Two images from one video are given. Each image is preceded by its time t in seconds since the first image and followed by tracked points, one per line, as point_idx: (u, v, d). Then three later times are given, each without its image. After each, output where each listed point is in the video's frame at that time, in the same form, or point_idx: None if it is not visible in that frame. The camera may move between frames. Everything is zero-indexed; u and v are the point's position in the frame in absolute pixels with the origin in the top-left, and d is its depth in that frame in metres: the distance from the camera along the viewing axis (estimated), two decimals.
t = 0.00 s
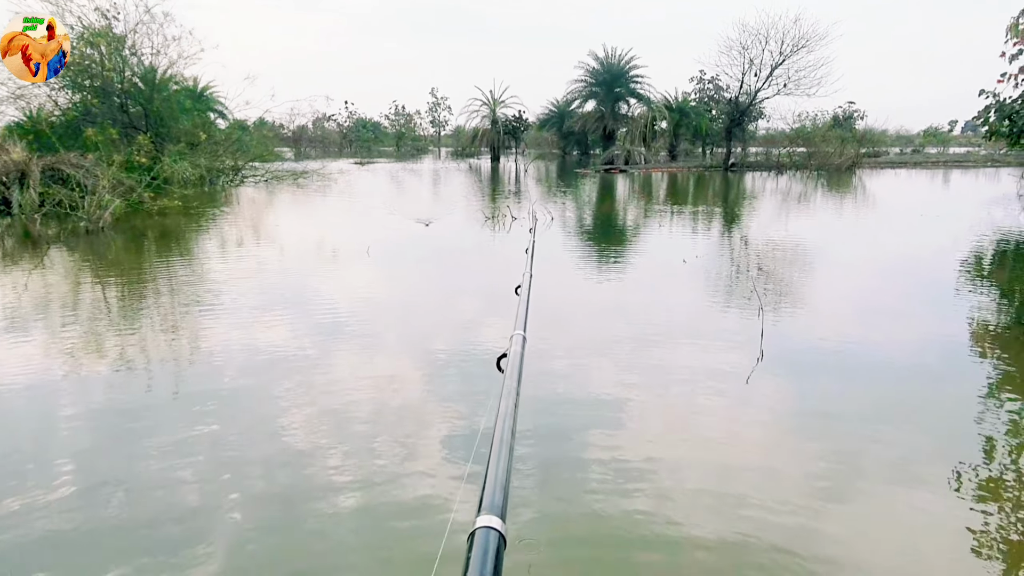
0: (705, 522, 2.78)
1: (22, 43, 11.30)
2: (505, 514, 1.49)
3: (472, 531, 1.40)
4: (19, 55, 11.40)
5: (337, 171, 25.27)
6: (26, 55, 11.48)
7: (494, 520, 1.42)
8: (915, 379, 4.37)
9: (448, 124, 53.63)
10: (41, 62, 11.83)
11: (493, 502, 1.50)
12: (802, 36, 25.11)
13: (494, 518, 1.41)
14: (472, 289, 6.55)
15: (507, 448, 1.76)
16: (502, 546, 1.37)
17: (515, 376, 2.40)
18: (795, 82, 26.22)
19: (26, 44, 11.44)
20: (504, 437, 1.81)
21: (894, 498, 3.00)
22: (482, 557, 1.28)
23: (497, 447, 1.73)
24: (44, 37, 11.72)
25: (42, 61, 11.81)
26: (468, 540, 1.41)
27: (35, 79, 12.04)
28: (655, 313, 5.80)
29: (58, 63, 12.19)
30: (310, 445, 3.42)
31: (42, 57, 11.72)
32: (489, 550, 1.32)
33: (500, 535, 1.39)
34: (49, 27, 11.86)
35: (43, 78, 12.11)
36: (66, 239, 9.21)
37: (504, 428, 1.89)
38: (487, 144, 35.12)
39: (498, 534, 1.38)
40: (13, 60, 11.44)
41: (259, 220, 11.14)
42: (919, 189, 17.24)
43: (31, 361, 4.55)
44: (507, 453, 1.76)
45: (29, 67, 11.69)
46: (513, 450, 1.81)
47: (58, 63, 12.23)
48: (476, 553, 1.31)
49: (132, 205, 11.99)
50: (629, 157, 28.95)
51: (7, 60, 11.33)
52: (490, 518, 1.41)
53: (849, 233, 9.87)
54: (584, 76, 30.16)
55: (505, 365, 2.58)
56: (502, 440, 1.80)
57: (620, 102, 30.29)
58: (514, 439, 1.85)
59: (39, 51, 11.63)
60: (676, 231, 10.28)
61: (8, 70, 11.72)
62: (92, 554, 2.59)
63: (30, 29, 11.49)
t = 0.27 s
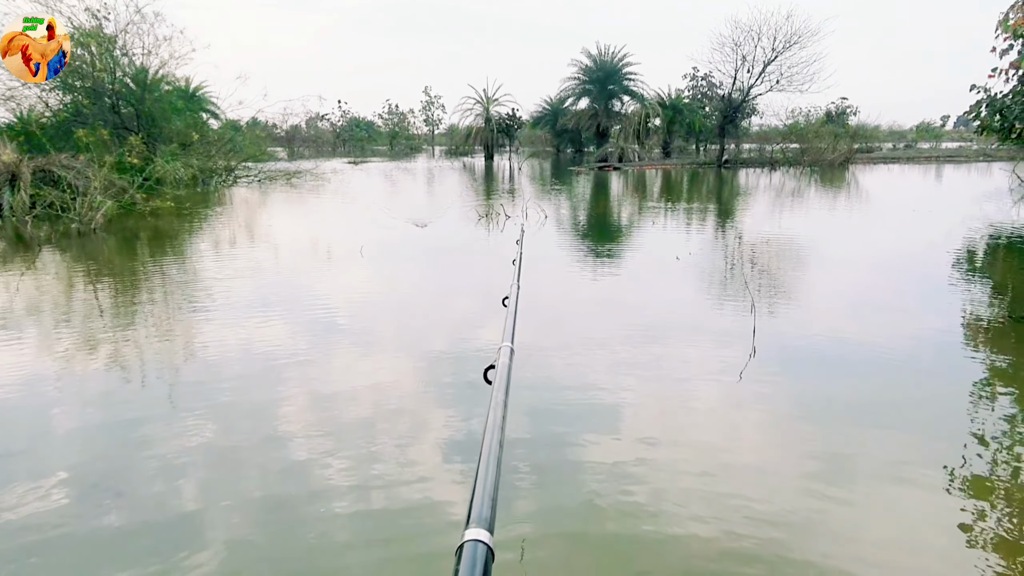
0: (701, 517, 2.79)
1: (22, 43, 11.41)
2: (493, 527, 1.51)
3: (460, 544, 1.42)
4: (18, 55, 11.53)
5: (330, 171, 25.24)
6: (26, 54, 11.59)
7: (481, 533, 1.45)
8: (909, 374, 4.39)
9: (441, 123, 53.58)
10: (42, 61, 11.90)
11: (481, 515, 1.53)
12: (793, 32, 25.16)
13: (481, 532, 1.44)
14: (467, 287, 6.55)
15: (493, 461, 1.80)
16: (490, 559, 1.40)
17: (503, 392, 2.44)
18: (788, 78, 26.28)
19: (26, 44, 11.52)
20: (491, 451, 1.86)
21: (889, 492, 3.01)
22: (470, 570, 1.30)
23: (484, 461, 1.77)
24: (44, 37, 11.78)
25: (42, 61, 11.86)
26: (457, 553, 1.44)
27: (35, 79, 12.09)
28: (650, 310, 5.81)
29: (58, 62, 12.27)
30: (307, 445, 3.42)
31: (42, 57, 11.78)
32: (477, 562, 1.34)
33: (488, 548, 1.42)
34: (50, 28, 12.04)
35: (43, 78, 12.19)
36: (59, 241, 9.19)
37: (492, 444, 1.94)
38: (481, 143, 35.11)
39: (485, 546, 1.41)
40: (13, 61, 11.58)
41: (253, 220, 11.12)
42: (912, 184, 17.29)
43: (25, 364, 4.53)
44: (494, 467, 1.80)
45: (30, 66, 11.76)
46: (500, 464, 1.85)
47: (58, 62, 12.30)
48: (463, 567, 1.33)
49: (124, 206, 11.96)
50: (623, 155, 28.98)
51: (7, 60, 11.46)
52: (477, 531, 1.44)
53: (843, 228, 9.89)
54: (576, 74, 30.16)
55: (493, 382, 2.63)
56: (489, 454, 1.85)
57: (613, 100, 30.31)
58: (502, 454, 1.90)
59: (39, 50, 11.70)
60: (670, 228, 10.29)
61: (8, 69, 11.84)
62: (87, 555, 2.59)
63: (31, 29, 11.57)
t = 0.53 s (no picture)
0: (703, 516, 2.78)
1: (22, 43, 11.24)
2: (477, 533, 1.46)
3: (442, 553, 1.38)
4: (19, 54, 11.32)
5: (325, 172, 25.19)
6: (26, 54, 11.40)
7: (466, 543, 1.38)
8: (907, 368, 4.38)
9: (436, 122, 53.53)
10: (42, 62, 11.80)
11: (464, 521, 1.47)
12: (787, 27, 25.17)
13: (464, 539, 1.39)
14: (463, 287, 6.54)
15: (477, 467, 1.74)
16: (473, 568, 1.34)
17: (486, 393, 2.39)
18: (782, 74, 26.27)
19: (26, 44, 11.37)
20: (473, 455, 1.80)
21: (889, 487, 3.00)
22: None
23: (467, 465, 1.72)
24: (44, 37, 11.71)
25: (42, 61, 11.75)
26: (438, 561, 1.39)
27: (36, 79, 11.99)
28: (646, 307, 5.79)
29: (58, 63, 12.20)
30: (305, 449, 3.40)
31: (42, 57, 11.67)
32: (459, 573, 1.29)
33: (471, 556, 1.37)
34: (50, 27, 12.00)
35: (44, 79, 12.16)
36: (52, 246, 9.16)
37: (475, 447, 1.88)
38: (476, 142, 35.08)
39: (468, 555, 1.36)
40: (13, 61, 11.34)
41: (248, 223, 11.10)
42: (907, 178, 17.31)
43: (22, 371, 4.52)
44: (479, 472, 1.74)
45: (29, 66, 11.60)
46: (484, 469, 1.80)
47: (59, 62, 12.28)
48: None
49: (118, 211, 11.93)
50: (618, 152, 28.95)
51: (8, 60, 11.22)
52: (459, 539, 1.39)
53: (838, 222, 9.91)
54: (571, 72, 30.14)
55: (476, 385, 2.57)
56: (473, 458, 1.79)
57: (608, 97, 30.29)
58: (485, 458, 1.84)
59: (39, 51, 11.59)
60: (666, 225, 10.29)
61: (7, 69, 11.61)
62: (86, 565, 2.57)
63: (30, 29, 11.44)
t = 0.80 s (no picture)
0: (704, 516, 2.75)
1: (22, 43, 11.27)
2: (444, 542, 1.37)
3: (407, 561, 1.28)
4: (19, 55, 11.34)
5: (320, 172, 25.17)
6: (26, 54, 11.40)
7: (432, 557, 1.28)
8: (907, 363, 4.36)
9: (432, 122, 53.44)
10: (41, 62, 11.82)
11: (430, 530, 1.38)
12: (781, 23, 25.18)
13: (430, 548, 1.30)
14: (459, 287, 6.51)
15: (445, 476, 1.63)
16: None
17: (457, 398, 2.29)
18: (777, 69, 26.29)
19: (26, 44, 11.40)
20: (441, 466, 1.67)
21: (891, 484, 2.97)
22: None
23: (436, 470, 1.62)
24: (44, 38, 11.71)
25: (42, 61, 11.78)
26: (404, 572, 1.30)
27: (35, 78, 11.99)
28: (643, 305, 5.76)
29: (58, 63, 12.21)
30: (304, 452, 3.37)
31: (42, 57, 11.70)
32: None
33: (437, 565, 1.27)
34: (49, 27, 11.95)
35: (44, 79, 12.16)
36: (46, 250, 9.15)
37: (443, 459, 1.73)
38: (472, 141, 35.05)
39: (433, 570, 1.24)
40: (13, 61, 11.37)
41: (244, 224, 11.09)
42: (902, 172, 17.32)
43: (18, 376, 4.50)
44: (446, 481, 1.63)
45: (29, 66, 11.62)
46: (453, 479, 1.68)
47: (59, 63, 12.27)
48: None
49: (111, 213, 11.91)
50: (614, 150, 28.94)
51: (9, 61, 11.27)
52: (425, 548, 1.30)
53: (834, 217, 9.91)
54: (566, 69, 30.11)
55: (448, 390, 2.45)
56: (440, 468, 1.66)
57: (603, 95, 30.28)
58: (454, 467, 1.72)
59: (38, 51, 11.60)
60: (663, 222, 10.29)
61: (7, 70, 11.61)
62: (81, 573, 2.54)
63: (30, 29, 11.46)
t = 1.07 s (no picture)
0: (707, 509, 2.77)
1: (22, 43, 11.08)
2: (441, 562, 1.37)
3: None
4: (18, 54, 11.19)
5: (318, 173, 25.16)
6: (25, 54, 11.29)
7: None
8: (907, 355, 4.37)
9: (430, 120, 53.37)
10: (41, 62, 11.80)
11: (426, 550, 1.38)
12: (778, 16, 25.12)
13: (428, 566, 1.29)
14: (459, 285, 6.52)
15: (441, 495, 1.63)
16: None
17: (451, 418, 2.30)
18: (775, 63, 26.24)
19: (26, 44, 11.26)
20: (438, 485, 1.68)
21: (892, 475, 2.99)
22: None
23: (431, 491, 1.63)
24: (43, 38, 11.65)
25: (41, 61, 11.74)
26: None
27: (36, 78, 11.96)
28: (644, 300, 5.77)
29: (58, 62, 12.23)
30: (309, 451, 3.40)
31: (42, 57, 11.69)
32: None
33: None
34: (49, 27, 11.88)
35: (43, 78, 12.15)
36: (44, 255, 9.16)
37: (439, 478, 1.74)
38: (471, 139, 35.01)
39: None
40: (13, 61, 11.20)
41: (243, 226, 11.09)
42: (902, 164, 17.28)
43: (20, 381, 4.52)
44: (442, 500, 1.63)
45: (29, 66, 11.53)
46: (450, 497, 1.69)
47: (58, 62, 12.28)
48: None
49: (109, 217, 11.90)
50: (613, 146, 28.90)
51: (8, 60, 11.06)
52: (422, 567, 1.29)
53: (833, 211, 9.89)
54: (564, 66, 30.06)
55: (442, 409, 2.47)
56: (436, 487, 1.67)
57: (601, 91, 30.23)
58: (449, 485, 1.73)
59: (39, 50, 11.50)
60: (662, 218, 10.28)
61: (7, 70, 11.47)
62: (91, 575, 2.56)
63: (30, 29, 11.33)
